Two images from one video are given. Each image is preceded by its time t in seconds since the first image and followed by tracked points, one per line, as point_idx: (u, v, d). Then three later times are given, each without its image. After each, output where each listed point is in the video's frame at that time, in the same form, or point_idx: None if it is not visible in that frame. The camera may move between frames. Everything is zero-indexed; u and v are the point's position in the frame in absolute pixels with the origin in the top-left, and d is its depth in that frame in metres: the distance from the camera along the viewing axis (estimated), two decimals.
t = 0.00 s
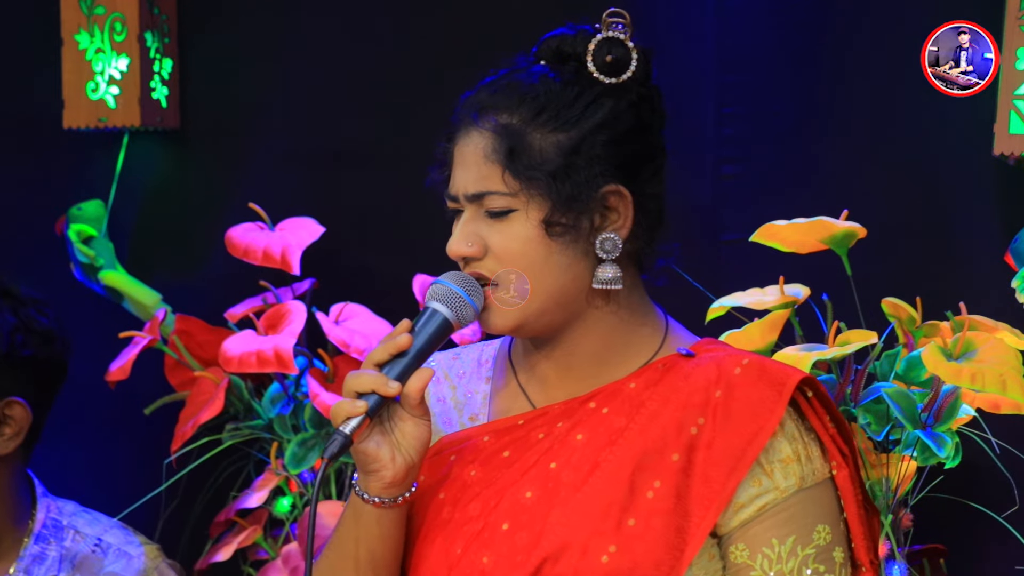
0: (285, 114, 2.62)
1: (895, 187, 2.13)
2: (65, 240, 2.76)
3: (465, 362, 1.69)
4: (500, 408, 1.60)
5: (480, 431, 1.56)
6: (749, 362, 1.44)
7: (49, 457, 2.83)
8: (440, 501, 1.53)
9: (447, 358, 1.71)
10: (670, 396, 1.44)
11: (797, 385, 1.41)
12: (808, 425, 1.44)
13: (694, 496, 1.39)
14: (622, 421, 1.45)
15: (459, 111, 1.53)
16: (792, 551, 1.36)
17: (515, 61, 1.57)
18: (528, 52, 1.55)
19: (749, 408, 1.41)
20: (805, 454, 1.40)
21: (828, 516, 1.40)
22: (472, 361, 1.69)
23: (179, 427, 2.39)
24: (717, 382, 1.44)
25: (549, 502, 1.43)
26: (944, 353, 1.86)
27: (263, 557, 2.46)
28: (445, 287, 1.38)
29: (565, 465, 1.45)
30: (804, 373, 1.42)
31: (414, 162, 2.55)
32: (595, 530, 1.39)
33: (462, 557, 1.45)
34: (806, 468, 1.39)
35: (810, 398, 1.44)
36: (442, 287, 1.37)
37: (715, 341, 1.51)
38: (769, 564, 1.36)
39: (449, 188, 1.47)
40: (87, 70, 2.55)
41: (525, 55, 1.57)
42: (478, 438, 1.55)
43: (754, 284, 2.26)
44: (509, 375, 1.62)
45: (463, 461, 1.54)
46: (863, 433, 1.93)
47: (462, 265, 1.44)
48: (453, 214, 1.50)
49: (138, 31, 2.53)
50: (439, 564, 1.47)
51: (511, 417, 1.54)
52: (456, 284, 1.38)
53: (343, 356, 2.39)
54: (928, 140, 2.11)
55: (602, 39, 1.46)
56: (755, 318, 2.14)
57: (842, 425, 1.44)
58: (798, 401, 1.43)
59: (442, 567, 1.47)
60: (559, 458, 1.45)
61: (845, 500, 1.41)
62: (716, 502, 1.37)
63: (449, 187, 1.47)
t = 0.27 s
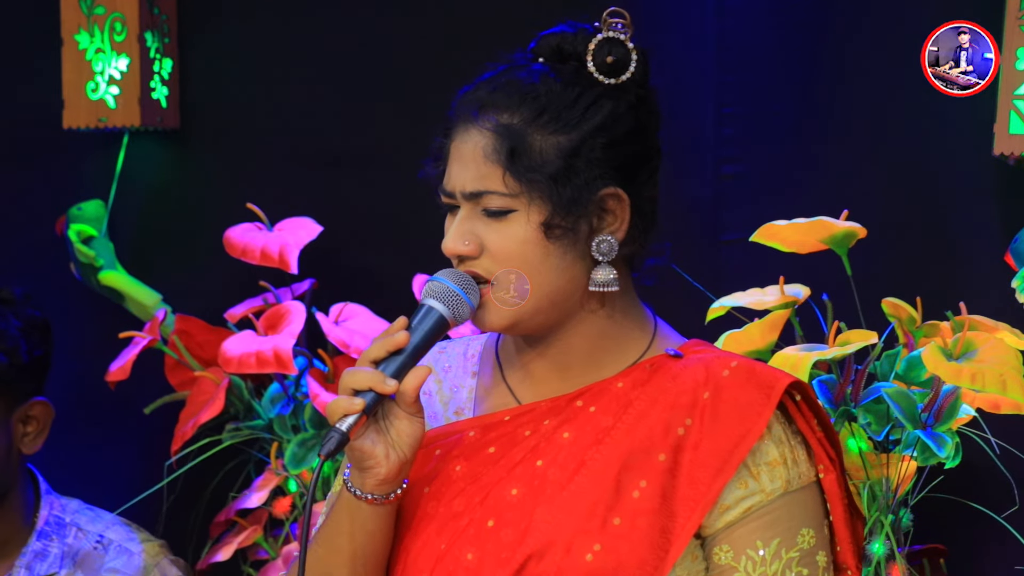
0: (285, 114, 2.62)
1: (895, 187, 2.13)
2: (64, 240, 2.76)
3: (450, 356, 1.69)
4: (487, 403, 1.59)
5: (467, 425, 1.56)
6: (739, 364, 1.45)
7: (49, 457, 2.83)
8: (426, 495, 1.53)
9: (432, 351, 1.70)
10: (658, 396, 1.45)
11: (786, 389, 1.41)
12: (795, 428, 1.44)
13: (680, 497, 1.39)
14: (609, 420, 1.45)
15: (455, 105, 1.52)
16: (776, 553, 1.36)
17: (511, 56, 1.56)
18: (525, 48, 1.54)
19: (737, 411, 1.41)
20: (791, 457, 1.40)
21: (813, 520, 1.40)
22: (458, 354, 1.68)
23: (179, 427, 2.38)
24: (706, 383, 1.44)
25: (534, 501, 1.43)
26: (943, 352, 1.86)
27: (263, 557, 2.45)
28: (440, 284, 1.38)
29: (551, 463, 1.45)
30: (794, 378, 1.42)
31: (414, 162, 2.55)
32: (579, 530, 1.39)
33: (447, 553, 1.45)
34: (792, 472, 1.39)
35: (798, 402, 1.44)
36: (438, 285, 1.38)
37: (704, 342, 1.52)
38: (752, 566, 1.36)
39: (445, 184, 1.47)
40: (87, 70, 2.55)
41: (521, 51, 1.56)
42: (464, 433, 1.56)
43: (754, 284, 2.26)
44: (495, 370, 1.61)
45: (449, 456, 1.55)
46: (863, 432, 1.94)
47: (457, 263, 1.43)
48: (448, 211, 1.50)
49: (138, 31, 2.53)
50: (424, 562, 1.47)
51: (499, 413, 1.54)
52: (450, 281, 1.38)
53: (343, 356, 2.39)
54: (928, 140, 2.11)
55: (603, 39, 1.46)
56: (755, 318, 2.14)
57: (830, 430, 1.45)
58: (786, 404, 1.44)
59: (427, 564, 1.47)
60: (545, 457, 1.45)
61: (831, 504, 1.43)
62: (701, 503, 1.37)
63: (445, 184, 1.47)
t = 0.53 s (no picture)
0: (285, 114, 2.62)
1: (895, 187, 2.13)
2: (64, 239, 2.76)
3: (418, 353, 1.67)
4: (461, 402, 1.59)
5: (443, 423, 1.55)
6: (722, 366, 1.45)
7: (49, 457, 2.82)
8: (405, 494, 1.52)
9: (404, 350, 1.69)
10: (641, 398, 1.45)
11: (771, 392, 1.42)
12: (777, 430, 1.46)
13: (664, 499, 1.40)
14: (591, 421, 1.45)
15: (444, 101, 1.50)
16: (756, 556, 1.37)
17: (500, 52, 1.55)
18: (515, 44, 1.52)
19: (721, 413, 1.42)
20: (773, 460, 1.42)
21: (793, 523, 1.42)
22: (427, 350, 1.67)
23: (179, 427, 2.38)
24: (689, 385, 1.44)
25: (516, 501, 1.41)
26: (943, 352, 1.87)
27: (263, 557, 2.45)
28: (430, 283, 1.37)
29: (534, 463, 1.44)
30: (778, 381, 1.43)
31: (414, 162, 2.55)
32: (560, 531, 1.38)
33: (427, 553, 1.43)
34: (773, 475, 1.41)
35: (780, 404, 1.45)
36: (427, 283, 1.37)
37: (682, 343, 1.52)
38: (733, 568, 1.37)
39: (433, 181, 1.45)
40: (87, 70, 2.54)
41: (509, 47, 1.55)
42: (442, 431, 1.54)
43: (754, 284, 2.26)
44: (468, 368, 1.60)
45: (428, 455, 1.53)
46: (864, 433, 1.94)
47: (443, 261, 1.42)
48: (436, 208, 1.48)
49: (138, 31, 2.53)
50: (404, 562, 1.45)
51: (477, 411, 1.53)
52: (440, 280, 1.38)
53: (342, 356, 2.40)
54: (928, 140, 2.11)
55: (596, 40, 1.45)
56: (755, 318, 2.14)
57: (811, 433, 1.46)
58: (769, 408, 1.44)
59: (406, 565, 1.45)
60: (527, 457, 1.44)
61: (811, 506, 1.44)
62: (685, 505, 1.38)
63: (434, 181, 1.45)
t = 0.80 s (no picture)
0: (285, 114, 2.62)
1: (895, 187, 2.13)
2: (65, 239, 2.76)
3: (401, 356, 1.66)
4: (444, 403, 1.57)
5: (429, 427, 1.53)
6: (708, 362, 1.46)
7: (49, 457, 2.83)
8: (394, 497, 1.51)
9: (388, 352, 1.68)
10: (629, 395, 1.45)
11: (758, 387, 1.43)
12: (763, 424, 1.46)
13: (655, 496, 1.40)
14: (580, 419, 1.45)
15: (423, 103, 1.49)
16: (746, 551, 1.38)
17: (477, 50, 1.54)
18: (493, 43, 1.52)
19: (709, 409, 1.43)
20: (760, 455, 1.42)
21: (781, 516, 1.42)
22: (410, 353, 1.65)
23: (179, 427, 2.38)
24: (676, 381, 1.45)
25: (507, 502, 1.41)
26: (943, 352, 1.86)
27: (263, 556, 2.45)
28: (419, 285, 1.37)
29: (524, 463, 1.44)
30: (765, 375, 1.44)
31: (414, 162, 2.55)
32: (551, 530, 1.38)
33: (419, 556, 1.43)
34: (761, 469, 1.41)
35: (767, 399, 1.45)
36: (415, 285, 1.37)
37: (665, 339, 1.53)
38: (723, 563, 1.38)
39: (416, 182, 1.44)
40: (87, 70, 2.55)
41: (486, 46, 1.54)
42: (427, 434, 1.53)
43: (754, 284, 2.26)
44: (451, 368, 1.59)
45: (415, 457, 1.52)
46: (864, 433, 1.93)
47: (429, 262, 1.41)
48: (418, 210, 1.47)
49: (138, 31, 2.53)
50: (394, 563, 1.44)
51: (464, 413, 1.52)
52: (429, 283, 1.38)
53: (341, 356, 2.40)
54: (928, 140, 2.11)
55: (574, 38, 1.45)
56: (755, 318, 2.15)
57: (797, 426, 1.47)
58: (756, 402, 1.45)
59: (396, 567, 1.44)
60: (517, 456, 1.44)
61: (798, 499, 1.45)
62: (677, 502, 1.38)
63: (417, 182, 1.44)
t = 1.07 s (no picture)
0: (285, 114, 2.62)
1: (895, 187, 2.14)
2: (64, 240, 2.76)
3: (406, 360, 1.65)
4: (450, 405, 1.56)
5: (434, 431, 1.52)
6: (713, 358, 1.47)
7: (49, 458, 2.82)
8: (405, 503, 1.50)
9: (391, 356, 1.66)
10: (637, 394, 1.45)
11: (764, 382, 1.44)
12: (770, 419, 1.47)
13: (667, 494, 1.40)
14: (588, 419, 1.45)
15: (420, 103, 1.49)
16: (758, 545, 1.39)
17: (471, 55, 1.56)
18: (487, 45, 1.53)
19: (716, 406, 1.43)
20: (768, 449, 1.43)
21: (791, 509, 1.43)
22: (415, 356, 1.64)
23: (179, 427, 2.38)
24: (683, 379, 1.45)
25: (519, 502, 1.41)
26: (943, 352, 1.87)
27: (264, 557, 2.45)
28: (422, 279, 1.36)
29: (535, 464, 1.43)
30: (770, 370, 1.45)
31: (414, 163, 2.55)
32: (565, 530, 1.38)
33: (430, 560, 1.42)
34: (769, 463, 1.42)
35: (774, 393, 1.46)
36: (419, 280, 1.36)
37: (667, 335, 1.53)
38: (736, 559, 1.38)
39: (416, 177, 1.44)
40: (87, 70, 2.55)
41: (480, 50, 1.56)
42: (433, 438, 1.52)
43: (754, 284, 2.26)
44: (455, 369, 1.58)
45: (424, 463, 1.51)
46: (864, 432, 1.94)
47: (430, 255, 1.40)
48: (417, 206, 1.46)
49: (138, 31, 2.53)
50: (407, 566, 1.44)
51: (470, 415, 1.51)
52: (430, 276, 1.37)
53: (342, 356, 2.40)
54: (928, 140, 2.11)
55: (567, 35, 1.47)
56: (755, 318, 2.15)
57: (803, 420, 1.48)
58: (763, 397, 1.45)
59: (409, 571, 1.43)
60: (527, 458, 1.43)
61: (806, 491, 1.46)
62: (688, 499, 1.38)
63: (417, 177, 1.44)
